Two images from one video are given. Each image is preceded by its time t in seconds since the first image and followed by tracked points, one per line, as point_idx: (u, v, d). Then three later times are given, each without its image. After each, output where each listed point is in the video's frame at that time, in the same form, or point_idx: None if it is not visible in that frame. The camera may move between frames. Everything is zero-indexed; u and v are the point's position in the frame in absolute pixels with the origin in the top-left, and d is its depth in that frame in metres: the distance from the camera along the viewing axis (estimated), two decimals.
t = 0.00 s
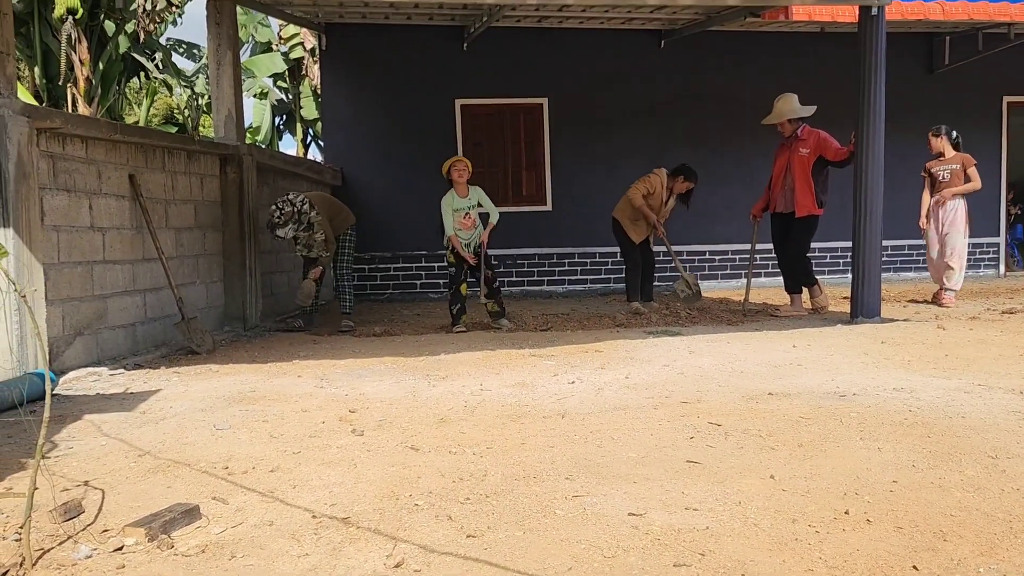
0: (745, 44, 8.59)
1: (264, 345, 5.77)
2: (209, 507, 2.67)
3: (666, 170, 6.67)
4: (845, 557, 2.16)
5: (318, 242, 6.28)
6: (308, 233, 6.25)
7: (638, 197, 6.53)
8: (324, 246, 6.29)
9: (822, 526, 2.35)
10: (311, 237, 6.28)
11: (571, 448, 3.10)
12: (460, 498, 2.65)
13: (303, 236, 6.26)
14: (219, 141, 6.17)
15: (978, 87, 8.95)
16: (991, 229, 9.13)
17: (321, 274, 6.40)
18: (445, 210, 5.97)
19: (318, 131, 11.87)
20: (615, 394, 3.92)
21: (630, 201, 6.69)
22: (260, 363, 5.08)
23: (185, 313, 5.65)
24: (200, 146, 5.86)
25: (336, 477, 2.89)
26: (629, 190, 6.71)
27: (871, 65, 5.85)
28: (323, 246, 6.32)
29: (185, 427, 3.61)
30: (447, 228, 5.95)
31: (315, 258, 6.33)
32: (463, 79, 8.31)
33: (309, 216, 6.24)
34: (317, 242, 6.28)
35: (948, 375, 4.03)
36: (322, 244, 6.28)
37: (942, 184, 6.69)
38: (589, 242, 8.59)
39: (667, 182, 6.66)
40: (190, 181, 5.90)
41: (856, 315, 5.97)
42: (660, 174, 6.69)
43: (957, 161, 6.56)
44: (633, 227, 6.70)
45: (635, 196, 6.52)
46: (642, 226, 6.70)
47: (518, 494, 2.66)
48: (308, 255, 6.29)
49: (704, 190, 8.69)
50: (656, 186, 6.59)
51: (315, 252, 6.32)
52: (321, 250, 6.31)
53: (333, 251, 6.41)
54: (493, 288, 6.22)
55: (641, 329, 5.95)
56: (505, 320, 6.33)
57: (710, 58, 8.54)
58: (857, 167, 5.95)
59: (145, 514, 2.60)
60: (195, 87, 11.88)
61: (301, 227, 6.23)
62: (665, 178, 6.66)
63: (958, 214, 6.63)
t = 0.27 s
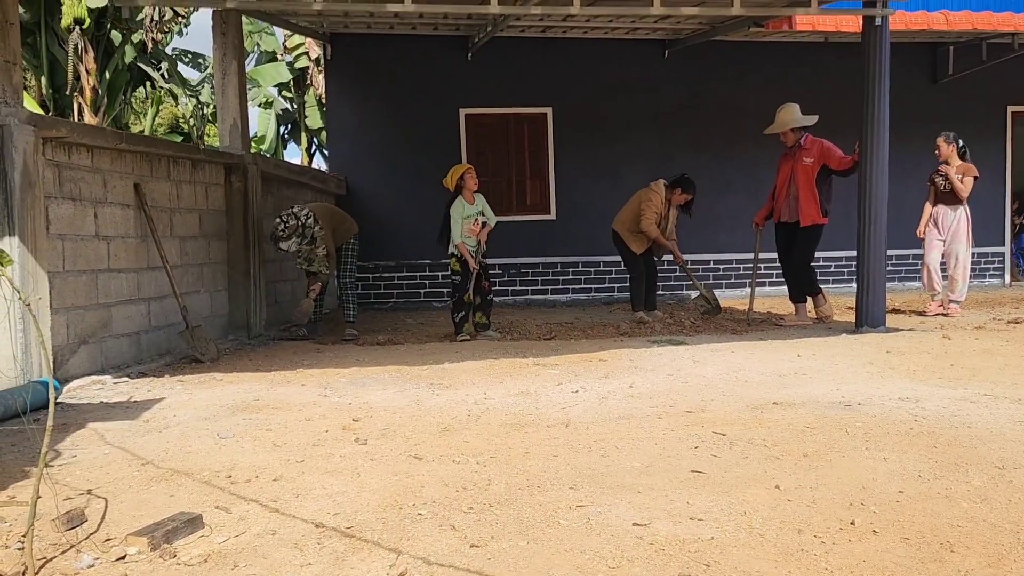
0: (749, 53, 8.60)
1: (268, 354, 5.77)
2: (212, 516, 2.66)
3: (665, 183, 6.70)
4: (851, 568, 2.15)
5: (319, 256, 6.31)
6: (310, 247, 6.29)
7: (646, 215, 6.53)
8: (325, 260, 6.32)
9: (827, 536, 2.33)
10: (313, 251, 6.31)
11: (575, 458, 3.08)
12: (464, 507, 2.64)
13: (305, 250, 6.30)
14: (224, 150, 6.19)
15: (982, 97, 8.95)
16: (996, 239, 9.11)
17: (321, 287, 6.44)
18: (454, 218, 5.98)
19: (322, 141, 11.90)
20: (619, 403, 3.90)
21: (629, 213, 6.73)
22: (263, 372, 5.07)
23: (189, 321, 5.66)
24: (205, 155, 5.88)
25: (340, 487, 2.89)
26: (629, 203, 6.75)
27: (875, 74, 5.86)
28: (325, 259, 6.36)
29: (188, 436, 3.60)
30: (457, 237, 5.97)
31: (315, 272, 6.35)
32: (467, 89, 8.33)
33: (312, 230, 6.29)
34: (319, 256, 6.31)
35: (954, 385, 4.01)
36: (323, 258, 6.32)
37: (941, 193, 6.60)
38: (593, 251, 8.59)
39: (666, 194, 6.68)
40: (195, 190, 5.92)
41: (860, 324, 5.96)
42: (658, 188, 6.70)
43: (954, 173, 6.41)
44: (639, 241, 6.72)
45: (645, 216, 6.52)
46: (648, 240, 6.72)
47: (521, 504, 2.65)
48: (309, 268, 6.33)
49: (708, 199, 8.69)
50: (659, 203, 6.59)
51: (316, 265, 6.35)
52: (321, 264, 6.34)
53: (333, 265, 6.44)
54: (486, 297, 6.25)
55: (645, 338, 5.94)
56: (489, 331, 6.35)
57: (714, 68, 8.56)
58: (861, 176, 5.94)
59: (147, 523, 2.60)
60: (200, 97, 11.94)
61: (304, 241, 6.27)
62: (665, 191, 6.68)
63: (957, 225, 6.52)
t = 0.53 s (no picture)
0: (748, 60, 8.61)
1: (267, 360, 5.76)
2: (210, 523, 2.65)
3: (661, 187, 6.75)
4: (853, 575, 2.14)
5: (314, 262, 6.24)
6: (306, 253, 6.23)
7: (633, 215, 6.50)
8: (321, 266, 6.25)
9: (828, 544, 2.32)
10: (308, 257, 6.25)
11: (575, 464, 3.07)
12: (463, 514, 2.63)
13: (301, 256, 6.25)
14: (223, 156, 6.19)
15: (981, 103, 8.96)
16: (996, 245, 9.10)
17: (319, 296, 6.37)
18: (466, 218, 5.93)
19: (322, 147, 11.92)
20: (619, 410, 3.89)
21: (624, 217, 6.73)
22: (263, 378, 5.06)
23: (188, 328, 5.65)
24: (205, 162, 5.88)
25: (338, 494, 2.87)
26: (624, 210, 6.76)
27: (874, 80, 5.86)
28: (322, 266, 6.28)
29: (186, 443, 3.59)
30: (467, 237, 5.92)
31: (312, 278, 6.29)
32: (467, 95, 8.34)
33: (309, 236, 6.23)
34: (314, 263, 6.25)
35: (955, 391, 4.00)
36: (319, 264, 6.24)
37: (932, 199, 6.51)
38: (593, 257, 8.59)
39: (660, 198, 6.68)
40: (195, 197, 5.92)
41: (861, 331, 5.94)
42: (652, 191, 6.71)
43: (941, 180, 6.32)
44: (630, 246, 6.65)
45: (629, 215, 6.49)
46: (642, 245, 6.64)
47: (521, 511, 2.64)
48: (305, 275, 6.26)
49: (707, 206, 8.69)
50: (650, 204, 6.58)
51: (312, 272, 6.28)
52: (316, 271, 6.26)
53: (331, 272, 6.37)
54: (488, 304, 6.25)
55: (645, 345, 5.92)
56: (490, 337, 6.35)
57: (713, 74, 8.58)
58: (861, 182, 5.94)
59: (145, 531, 2.59)
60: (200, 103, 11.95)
61: (300, 246, 6.21)
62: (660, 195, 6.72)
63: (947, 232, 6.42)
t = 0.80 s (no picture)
0: (745, 62, 8.63)
1: (264, 363, 5.74)
2: (205, 526, 2.63)
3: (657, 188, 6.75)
4: None
5: (310, 260, 6.26)
6: (300, 251, 6.22)
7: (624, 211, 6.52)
8: (318, 263, 6.30)
9: (826, 545, 2.31)
10: (303, 255, 6.26)
11: (572, 466, 3.06)
12: (460, 516, 2.61)
13: (296, 255, 6.24)
14: (220, 159, 6.17)
15: (977, 106, 8.98)
16: (992, 247, 9.12)
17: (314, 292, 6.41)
18: (469, 217, 5.93)
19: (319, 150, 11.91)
20: (617, 412, 3.88)
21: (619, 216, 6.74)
22: (259, 381, 5.04)
23: (184, 331, 5.63)
24: (201, 164, 5.87)
25: (334, 496, 2.86)
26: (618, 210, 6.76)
27: (870, 81, 5.87)
28: (318, 264, 6.32)
29: (182, 445, 3.57)
30: (470, 235, 5.92)
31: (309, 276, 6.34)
32: (464, 98, 8.34)
33: (302, 234, 6.22)
34: (310, 261, 6.28)
35: (952, 393, 4.00)
36: (314, 262, 6.28)
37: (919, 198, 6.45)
38: (590, 260, 8.58)
39: (655, 198, 6.70)
40: (191, 199, 5.91)
41: (857, 332, 5.94)
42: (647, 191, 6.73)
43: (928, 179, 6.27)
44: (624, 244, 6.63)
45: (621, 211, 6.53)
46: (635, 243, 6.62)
47: (517, 513, 2.62)
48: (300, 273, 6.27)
49: (704, 208, 8.69)
50: (644, 200, 6.61)
51: (308, 269, 6.34)
52: (314, 268, 6.32)
53: (327, 269, 6.42)
54: (488, 306, 6.22)
55: (642, 347, 5.91)
56: (488, 339, 6.33)
57: (710, 77, 8.59)
58: (857, 182, 5.95)
59: (139, 533, 2.57)
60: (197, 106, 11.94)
61: (293, 244, 6.20)
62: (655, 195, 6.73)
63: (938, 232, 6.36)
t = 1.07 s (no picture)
0: (739, 62, 8.63)
1: (257, 362, 5.71)
2: (197, 525, 2.61)
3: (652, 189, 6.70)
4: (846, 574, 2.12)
5: (301, 264, 6.19)
6: (293, 254, 6.17)
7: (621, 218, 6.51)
8: (308, 268, 6.20)
9: (822, 543, 2.30)
10: (295, 258, 6.20)
11: (567, 465, 3.05)
12: (453, 515, 2.60)
13: (288, 257, 6.18)
14: (213, 158, 6.14)
15: (971, 105, 9.00)
16: (986, 246, 9.14)
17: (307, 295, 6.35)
18: (467, 215, 5.93)
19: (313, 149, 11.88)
20: (612, 410, 3.87)
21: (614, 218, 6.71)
22: (252, 380, 5.02)
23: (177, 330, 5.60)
24: (194, 162, 5.84)
25: (327, 495, 2.84)
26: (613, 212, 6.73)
27: (865, 81, 5.88)
28: (308, 268, 6.24)
29: (174, 444, 3.55)
30: (469, 233, 5.92)
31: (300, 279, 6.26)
32: (459, 97, 8.33)
33: (296, 237, 6.18)
34: (301, 265, 6.19)
35: (947, 391, 3.99)
36: (306, 266, 6.19)
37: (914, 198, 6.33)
38: (585, 259, 8.57)
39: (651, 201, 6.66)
40: (184, 198, 5.88)
41: (852, 331, 5.95)
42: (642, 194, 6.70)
43: (928, 179, 6.17)
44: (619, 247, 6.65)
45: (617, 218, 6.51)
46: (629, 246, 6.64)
47: (512, 512, 2.61)
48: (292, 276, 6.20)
49: (699, 207, 8.69)
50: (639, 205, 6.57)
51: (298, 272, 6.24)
52: (304, 272, 6.22)
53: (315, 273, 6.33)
54: (485, 307, 6.19)
55: (637, 346, 5.90)
56: (483, 339, 6.31)
57: (705, 77, 8.59)
58: (852, 182, 5.95)
59: (130, 533, 2.55)
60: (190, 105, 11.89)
61: (287, 246, 6.15)
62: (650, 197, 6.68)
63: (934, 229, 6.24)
